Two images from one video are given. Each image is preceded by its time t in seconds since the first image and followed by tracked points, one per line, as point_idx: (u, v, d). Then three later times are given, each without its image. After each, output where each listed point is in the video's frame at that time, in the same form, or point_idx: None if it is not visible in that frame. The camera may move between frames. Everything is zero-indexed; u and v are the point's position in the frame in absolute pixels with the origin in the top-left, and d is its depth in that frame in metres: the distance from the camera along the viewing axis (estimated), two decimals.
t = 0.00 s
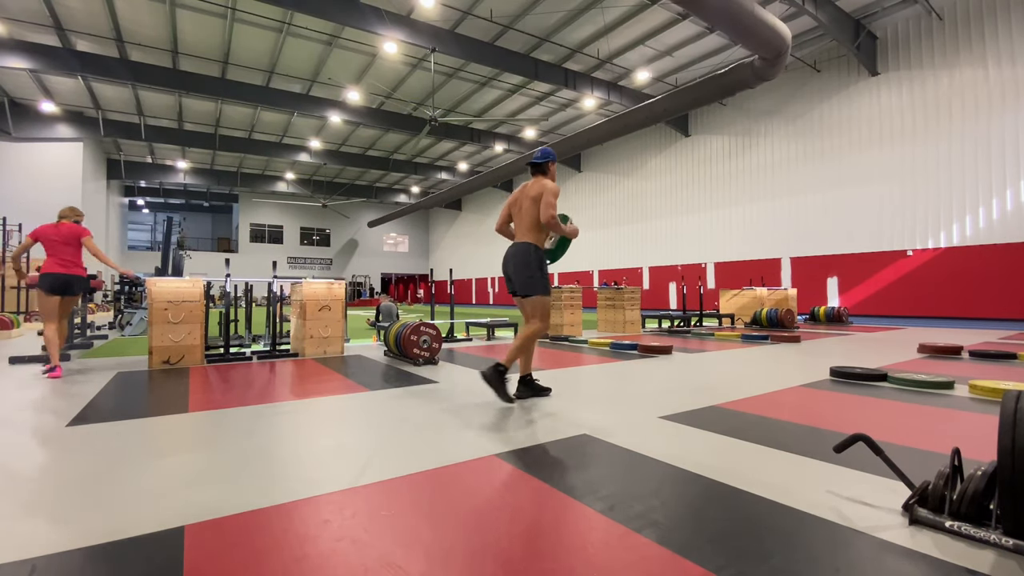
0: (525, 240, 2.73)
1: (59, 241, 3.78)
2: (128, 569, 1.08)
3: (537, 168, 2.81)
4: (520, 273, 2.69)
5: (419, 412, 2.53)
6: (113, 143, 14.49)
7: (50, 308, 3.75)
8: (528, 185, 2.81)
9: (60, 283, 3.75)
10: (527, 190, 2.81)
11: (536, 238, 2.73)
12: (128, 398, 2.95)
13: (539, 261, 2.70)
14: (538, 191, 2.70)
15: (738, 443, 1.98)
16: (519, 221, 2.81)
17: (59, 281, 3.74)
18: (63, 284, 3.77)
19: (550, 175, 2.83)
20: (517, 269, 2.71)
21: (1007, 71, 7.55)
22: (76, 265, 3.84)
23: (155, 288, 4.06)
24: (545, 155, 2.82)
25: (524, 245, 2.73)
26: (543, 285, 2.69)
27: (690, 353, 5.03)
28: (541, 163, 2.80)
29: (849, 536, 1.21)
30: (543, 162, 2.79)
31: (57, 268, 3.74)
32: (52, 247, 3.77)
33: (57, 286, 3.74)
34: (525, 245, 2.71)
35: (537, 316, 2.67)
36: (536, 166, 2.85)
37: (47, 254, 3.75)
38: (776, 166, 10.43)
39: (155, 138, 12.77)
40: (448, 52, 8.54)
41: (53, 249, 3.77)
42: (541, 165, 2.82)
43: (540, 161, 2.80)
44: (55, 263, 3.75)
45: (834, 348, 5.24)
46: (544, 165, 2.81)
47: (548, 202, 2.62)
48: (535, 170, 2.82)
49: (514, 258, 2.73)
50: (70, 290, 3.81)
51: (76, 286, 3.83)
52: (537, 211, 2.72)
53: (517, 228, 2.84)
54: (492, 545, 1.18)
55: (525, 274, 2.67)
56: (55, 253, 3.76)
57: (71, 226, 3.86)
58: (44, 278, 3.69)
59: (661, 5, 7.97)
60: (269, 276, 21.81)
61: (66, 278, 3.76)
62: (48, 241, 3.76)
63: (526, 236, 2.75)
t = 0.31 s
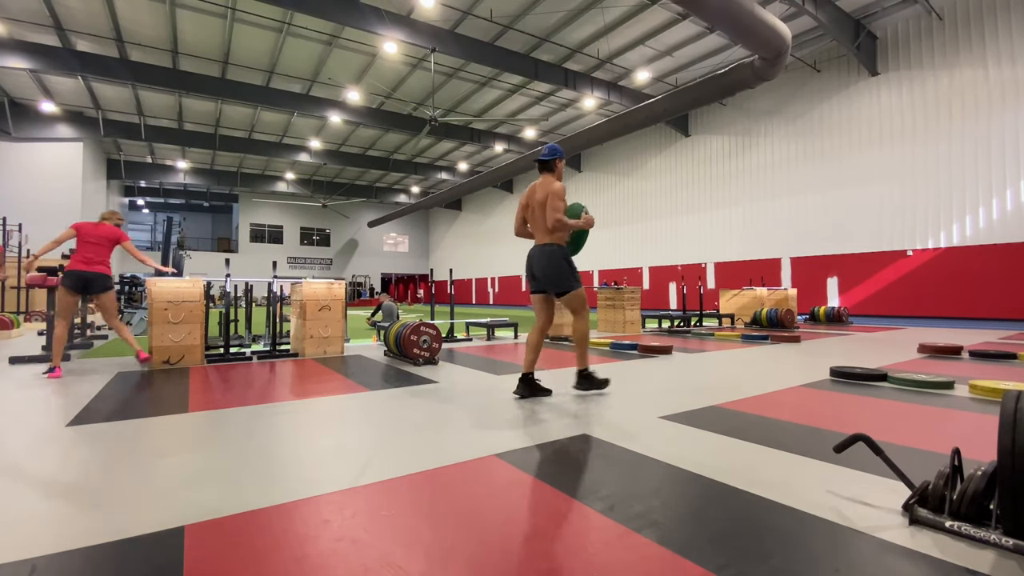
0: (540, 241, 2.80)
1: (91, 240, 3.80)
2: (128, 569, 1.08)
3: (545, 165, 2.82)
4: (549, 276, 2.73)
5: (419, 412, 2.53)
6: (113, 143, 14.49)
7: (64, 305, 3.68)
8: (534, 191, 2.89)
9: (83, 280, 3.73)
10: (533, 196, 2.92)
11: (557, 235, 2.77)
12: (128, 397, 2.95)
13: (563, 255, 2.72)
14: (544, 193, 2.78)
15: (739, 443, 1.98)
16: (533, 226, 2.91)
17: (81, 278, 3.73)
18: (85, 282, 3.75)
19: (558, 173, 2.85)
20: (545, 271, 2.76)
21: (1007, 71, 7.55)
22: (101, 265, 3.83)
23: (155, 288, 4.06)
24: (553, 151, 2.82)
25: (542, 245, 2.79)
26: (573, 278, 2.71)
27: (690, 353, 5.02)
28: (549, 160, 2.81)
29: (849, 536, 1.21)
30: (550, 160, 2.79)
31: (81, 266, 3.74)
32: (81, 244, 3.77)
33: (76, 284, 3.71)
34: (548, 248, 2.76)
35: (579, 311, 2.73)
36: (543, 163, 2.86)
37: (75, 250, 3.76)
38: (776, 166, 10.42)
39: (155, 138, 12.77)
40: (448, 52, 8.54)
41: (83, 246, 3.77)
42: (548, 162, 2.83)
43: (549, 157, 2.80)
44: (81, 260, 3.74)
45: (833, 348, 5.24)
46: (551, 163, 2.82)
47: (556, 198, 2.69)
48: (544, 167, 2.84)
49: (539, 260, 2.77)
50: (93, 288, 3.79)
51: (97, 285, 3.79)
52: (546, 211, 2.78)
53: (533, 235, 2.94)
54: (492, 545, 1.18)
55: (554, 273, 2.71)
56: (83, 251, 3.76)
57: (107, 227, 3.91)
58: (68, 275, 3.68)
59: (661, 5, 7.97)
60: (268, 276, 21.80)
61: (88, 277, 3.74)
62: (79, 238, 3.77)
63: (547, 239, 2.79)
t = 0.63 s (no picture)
0: (576, 253, 2.88)
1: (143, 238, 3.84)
2: (129, 569, 1.08)
3: (570, 177, 2.94)
4: (593, 287, 2.79)
5: (420, 412, 2.53)
6: (113, 143, 14.50)
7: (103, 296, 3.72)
8: (564, 204, 2.96)
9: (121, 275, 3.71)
10: (563, 209, 2.97)
11: (591, 246, 2.85)
12: (128, 397, 2.95)
13: (600, 265, 2.79)
14: (573, 206, 2.86)
15: (739, 443, 1.98)
16: (566, 239, 2.97)
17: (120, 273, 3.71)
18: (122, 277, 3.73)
19: (583, 185, 2.96)
20: (587, 282, 2.82)
21: (1007, 70, 7.55)
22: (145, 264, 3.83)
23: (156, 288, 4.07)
24: (577, 164, 2.95)
25: (578, 256, 2.87)
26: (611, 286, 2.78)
27: (690, 353, 5.02)
28: (574, 172, 2.94)
29: (849, 536, 1.21)
30: (576, 172, 2.91)
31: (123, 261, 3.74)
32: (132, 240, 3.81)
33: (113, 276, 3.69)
34: (588, 258, 2.82)
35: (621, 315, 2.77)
36: (569, 175, 2.98)
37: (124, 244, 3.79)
38: (776, 166, 10.42)
39: (155, 138, 12.77)
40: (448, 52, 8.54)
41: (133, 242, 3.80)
42: (574, 175, 2.96)
43: (574, 170, 2.93)
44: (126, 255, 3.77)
45: (833, 348, 5.24)
46: (577, 175, 2.94)
47: (587, 211, 2.76)
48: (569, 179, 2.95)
49: (579, 271, 2.84)
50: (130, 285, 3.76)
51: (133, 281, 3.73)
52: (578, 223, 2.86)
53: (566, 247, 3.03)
54: (494, 544, 1.18)
55: (595, 282, 2.78)
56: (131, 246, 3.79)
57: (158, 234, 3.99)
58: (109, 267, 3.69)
59: (661, 5, 7.97)
60: (268, 276, 21.80)
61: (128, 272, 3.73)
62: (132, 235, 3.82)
63: (584, 250, 2.86)
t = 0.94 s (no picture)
0: (608, 286, 2.92)
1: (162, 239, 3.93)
2: (128, 569, 1.08)
3: (603, 215, 3.00)
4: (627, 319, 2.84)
5: (420, 413, 2.53)
6: (113, 143, 14.49)
7: (119, 293, 3.64)
8: (596, 239, 3.01)
9: (139, 269, 3.72)
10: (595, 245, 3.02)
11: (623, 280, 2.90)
12: (128, 397, 2.95)
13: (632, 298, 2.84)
14: (608, 242, 2.92)
15: (739, 444, 1.97)
16: (597, 273, 3.02)
17: (139, 267, 3.72)
18: (140, 273, 3.74)
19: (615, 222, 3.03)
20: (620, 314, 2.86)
21: (1007, 70, 7.55)
22: (163, 263, 3.87)
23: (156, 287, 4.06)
24: (608, 202, 3.02)
25: (610, 290, 2.91)
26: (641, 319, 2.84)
27: (690, 353, 5.02)
28: (606, 210, 3.00)
29: (850, 536, 1.21)
30: (609, 210, 2.98)
31: (142, 256, 3.77)
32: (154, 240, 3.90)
33: (133, 269, 3.69)
34: (622, 292, 2.86)
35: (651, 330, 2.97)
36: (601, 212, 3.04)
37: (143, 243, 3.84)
38: (776, 166, 10.42)
39: (155, 138, 12.76)
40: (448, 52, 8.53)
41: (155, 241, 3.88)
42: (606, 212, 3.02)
43: (606, 208, 3.00)
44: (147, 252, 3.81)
45: (833, 348, 5.24)
46: (609, 213, 3.01)
47: (623, 248, 2.83)
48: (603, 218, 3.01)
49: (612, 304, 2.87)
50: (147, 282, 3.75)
51: (151, 277, 3.74)
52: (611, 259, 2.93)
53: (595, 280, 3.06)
54: (495, 544, 1.18)
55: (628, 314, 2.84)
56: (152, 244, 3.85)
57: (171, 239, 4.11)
58: (127, 262, 3.70)
59: (661, 5, 7.97)
60: (268, 276, 21.79)
61: (148, 268, 3.74)
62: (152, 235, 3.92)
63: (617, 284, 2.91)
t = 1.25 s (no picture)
0: (613, 288, 2.93)
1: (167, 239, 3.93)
2: (128, 569, 1.08)
3: (618, 217, 3.00)
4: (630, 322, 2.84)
5: (420, 412, 2.54)
6: (113, 143, 14.49)
7: (127, 292, 3.60)
8: (607, 240, 3.02)
9: (148, 268, 3.72)
10: (606, 246, 3.03)
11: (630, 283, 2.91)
12: (127, 397, 2.95)
13: (638, 302, 2.83)
14: (619, 244, 2.91)
15: (739, 443, 1.97)
16: (604, 274, 3.03)
17: (147, 267, 3.71)
18: (147, 272, 3.73)
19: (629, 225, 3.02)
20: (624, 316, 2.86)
21: (1007, 70, 7.56)
22: (169, 262, 3.87)
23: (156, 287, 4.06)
24: (625, 205, 3.01)
25: (614, 292, 2.91)
26: (645, 323, 2.84)
27: (690, 353, 5.02)
28: (622, 213, 2.99)
29: (850, 536, 1.21)
30: (624, 213, 2.97)
31: (149, 255, 3.77)
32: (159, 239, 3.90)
33: (141, 268, 3.69)
34: (626, 294, 2.87)
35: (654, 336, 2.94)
36: (616, 214, 3.03)
37: (148, 243, 3.84)
38: (775, 166, 10.43)
39: (155, 137, 12.75)
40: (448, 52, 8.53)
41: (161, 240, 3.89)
42: (622, 215, 3.02)
43: (622, 210, 2.99)
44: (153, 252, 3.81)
45: (833, 348, 5.24)
46: (624, 215, 3.00)
47: (634, 251, 2.83)
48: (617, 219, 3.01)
49: (616, 306, 2.87)
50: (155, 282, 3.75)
51: (159, 276, 3.75)
52: (620, 262, 2.93)
53: (602, 281, 3.07)
54: (494, 543, 1.18)
55: (632, 317, 2.83)
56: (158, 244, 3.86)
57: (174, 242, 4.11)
58: (135, 261, 3.69)
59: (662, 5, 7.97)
60: (268, 276, 21.79)
61: (156, 268, 3.75)
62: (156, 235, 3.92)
63: (621, 286, 2.91)
